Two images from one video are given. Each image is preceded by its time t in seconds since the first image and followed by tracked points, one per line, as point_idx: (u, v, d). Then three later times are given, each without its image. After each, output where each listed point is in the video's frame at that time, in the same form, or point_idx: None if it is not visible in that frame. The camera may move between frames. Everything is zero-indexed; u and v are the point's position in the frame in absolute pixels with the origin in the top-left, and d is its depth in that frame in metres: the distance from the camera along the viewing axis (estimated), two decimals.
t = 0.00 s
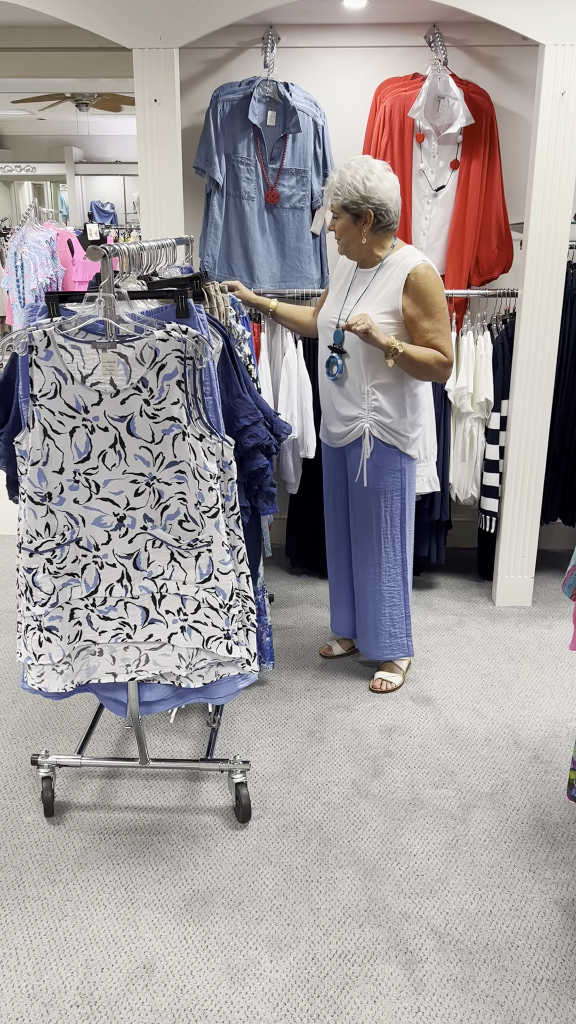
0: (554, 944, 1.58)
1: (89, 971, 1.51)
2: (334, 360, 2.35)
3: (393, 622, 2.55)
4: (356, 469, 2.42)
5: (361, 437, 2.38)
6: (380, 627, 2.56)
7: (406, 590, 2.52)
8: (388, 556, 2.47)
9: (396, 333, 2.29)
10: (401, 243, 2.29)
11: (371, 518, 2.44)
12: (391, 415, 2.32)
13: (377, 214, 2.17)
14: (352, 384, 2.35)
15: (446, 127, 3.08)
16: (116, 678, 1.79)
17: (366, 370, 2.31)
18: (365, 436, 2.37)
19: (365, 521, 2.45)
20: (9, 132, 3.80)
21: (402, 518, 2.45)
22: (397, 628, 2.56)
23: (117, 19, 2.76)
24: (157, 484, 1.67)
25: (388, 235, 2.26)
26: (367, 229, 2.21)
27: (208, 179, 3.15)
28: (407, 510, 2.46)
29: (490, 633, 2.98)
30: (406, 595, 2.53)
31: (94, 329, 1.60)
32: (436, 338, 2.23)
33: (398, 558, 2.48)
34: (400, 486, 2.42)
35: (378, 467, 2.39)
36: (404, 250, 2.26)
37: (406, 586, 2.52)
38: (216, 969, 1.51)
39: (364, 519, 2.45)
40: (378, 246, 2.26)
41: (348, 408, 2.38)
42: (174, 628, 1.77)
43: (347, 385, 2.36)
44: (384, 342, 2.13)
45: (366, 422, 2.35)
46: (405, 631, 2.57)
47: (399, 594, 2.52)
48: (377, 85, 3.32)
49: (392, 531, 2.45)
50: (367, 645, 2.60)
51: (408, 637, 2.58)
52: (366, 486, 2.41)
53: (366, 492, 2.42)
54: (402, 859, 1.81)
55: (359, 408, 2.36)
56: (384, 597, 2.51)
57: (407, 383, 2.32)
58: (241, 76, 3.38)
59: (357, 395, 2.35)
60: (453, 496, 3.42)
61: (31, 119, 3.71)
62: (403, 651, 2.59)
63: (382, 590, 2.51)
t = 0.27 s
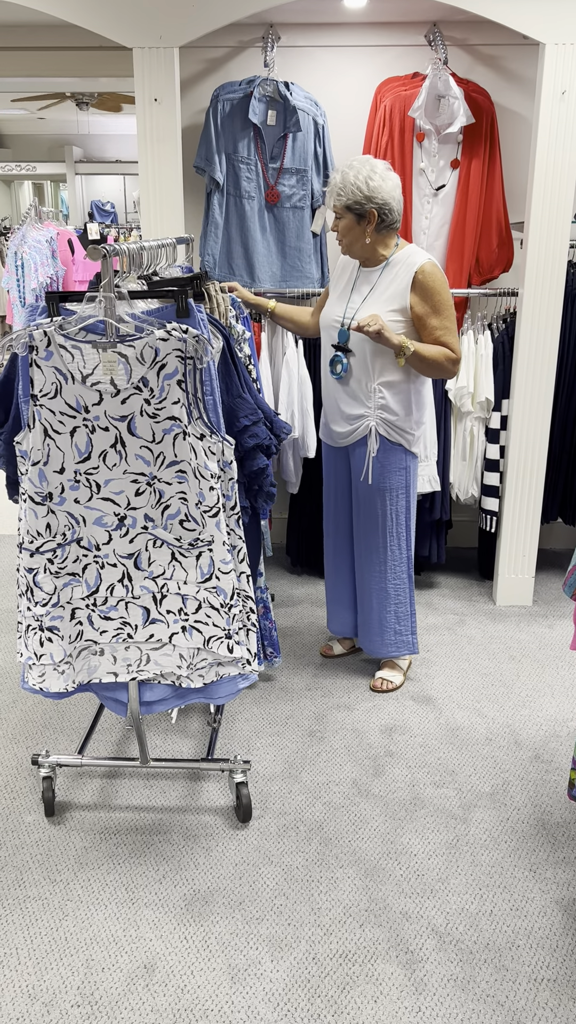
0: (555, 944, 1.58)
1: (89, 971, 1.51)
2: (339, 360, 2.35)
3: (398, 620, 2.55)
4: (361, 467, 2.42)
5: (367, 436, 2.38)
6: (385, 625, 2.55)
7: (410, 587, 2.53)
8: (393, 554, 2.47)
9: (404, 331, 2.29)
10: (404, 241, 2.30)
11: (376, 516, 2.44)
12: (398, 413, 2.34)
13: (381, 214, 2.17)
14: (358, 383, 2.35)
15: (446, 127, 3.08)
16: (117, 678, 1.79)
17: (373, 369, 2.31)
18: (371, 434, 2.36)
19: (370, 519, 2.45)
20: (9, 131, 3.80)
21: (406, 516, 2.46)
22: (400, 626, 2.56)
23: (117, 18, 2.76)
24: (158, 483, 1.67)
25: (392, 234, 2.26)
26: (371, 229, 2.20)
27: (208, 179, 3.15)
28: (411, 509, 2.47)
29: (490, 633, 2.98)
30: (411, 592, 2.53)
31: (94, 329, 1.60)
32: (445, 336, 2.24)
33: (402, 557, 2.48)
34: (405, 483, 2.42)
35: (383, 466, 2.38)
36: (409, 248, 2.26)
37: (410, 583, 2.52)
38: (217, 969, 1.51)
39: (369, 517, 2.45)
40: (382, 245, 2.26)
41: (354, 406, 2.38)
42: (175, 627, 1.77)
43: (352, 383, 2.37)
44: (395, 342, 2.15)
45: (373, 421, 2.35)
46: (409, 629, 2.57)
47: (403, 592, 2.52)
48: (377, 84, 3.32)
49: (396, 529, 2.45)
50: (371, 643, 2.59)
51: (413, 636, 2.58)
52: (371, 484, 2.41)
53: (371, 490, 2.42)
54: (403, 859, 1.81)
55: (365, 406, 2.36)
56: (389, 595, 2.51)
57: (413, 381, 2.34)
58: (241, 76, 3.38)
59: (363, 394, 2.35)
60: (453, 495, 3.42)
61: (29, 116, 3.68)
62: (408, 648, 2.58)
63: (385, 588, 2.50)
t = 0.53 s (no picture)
0: (555, 944, 1.57)
1: (90, 971, 1.51)
2: (345, 359, 2.34)
3: (401, 619, 2.55)
4: (365, 466, 2.41)
5: (372, 435, 2.38)
6: (389, 624, 2.55)
7: (414, 585, 2.53)
8: (397, 552, 2.47)
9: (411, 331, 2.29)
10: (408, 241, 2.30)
11: (380, 515, 2.43)
12: (403, 410, 2.34)
13: (385, 213, 2.17)
14: (363, 382, 2.34)
15: (447, 126, 3.08)
16: (116, 678, 1.79)
17: (380, 367, 2.31)
18: (376, 433, 2.36)
19: (374, 518, 2.44)
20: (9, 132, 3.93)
21: (410, 514, 2.46)
22: (403, 624, 2.55)
23: (117, 17, 2.75)
24: (158, 484, 1.66)
25: (395, 234, 2.26)
26: (376, 229, 2.20)
27: (208, 178, 3.14)
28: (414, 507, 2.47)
29: (491, 633, 2.98)
30: (414, 590, 2.53)
31: (93, 328, 1.60)
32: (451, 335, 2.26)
33: (407, 555, 2.48)
34: (409, 482, 2.43)
35: (387, 465, 2.38)
36: (413, 248, 2.27)
37: (414, 581, 2.53)
38: (218, 970, 1.51)
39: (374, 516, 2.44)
40: (386, 245, 2.26)
41: (359, 406, 2.37)
42: (174, 628, 1.76)
43: (357, 381, 2.35)
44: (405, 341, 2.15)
45: (378, 420, 2.35)
46: (413, 626, 2.57)
47: (407, 590, 2.52)
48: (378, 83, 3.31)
49: (401, 527, 2.45)
50: (373, 642, 2.59)
51: (416, 634, 2.58)
52: (375, 482, 2.41)
53: (376, 488, 2.41)
54: (403, 859, 1.80)
55: (370, 405, 2.35)
56: (392, 594, 2.51)
57: (418, 380, 2.34)
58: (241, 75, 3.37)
59: (369, 392, 2.35)
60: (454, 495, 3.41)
61: (31, 116, 3.81)
62: (411, 646, 2.58)
63: (387, 587, 2.50)
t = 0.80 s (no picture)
0: (555, 944, 1.57)
1: (89, 971, 1.51)
2: (344, 357, 2.33)
3: (403, 618, 2.55)
4: (365, 464, 2.41)
5: (371, 433, 2.37)
6: (391, 623, 2.55)
7: (415, 584, 2.53)
8: (398, 551, 2.47)
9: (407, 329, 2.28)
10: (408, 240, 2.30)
11: (380, 513, 2.43)
12: (401, 409, 2.34)
13: (387, 212, 2.17)
14: (361, 380, 2.34)
15: (447, 125, 3.07)
16: (115, 679, 1.79)
17: (378, 363, 2.30)
18: (376, 431, 2.36)
19: (374, 516, 2.44)
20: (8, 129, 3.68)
21: (409, 513, 2.46)
22: (404, 623, 2.55)
23: (117, 16, 2.75)
24: (156, 483, 1.66)
25: (395, 233, 2.26)
26: (378, 227, 2.20)
27: (208, 178, 3.14)
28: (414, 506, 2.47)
29: (491, 632, 2.98)
30: (415, 588, 2.53)
31: (92, 328, 1.60)
32: (446, 335, 2.24)
33: (407, 554, 2.48)
34: (408, 480, 2.42)
35: (386, 464, 2.38)
36: (413, 246, 2.26)
37: (415, 579, 2.53)
38: (217, 970, 1.51)
39: (373, 514, 2.44)
40: (387, 244, 2.26)
41: (358, 403, 2.37)
42: (173, 628, 1.76)
43: (356, 379, 2.35)
44: (394, 332, 2.14)
45: (377, 417, 2.35)
46: (415, 624, 2.57)
47: (408, 589, 2.52)
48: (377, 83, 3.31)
49: (400, 526, 2.45)
50: (373, 641, 2.59)
51: (417, 631, 2.58)
52: (375, 481, 2.41)
53: (375, 486, 2.41)
54: (403, 859, 1.80)
55: (370, 403, 2.35)
56: (394, 593, 2.51)
57: (417, 379, 2.34)
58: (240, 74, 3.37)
59: (368, 391, 2.35)
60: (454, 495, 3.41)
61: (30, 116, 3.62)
62: (413, 644, 2.58)
63: (388, 585, 2.50)
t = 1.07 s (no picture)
0: (553, 944, 1.57)
1: (87, 971, 1.51)
2: (342, 357, 2.34)
3: (398, 617, 2.55)
4: (364, 462, 2.41)
5: (370, 432, 2.37)
6: (386, 622, 2.55)
7: (411, 584, 2.53)
8: (395, 551, 2.47)
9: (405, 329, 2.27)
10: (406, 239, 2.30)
11: (378, 512, 2.43)
12: (400, 408, 2.33)
13: (383, 212, 2.17)
14: (360, 379, 2.34)
15: (445, 125, 3.07)
16: (114, 679, 1.79)
17: (376, 363, 2.30)
18: (375, 430, 2.36)
19: (372, 515, 2.44)
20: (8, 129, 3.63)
21: (408, 512, 2.46)
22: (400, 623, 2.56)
23: (115, 15, 2.75)
24: (155, 483, 1.66)
25: (393, 233, 2.26)
26: (374, 227, 2.20)
27: (206, 177, 3.14)
28: (412, 506, 2.46)
29: (489, 632, 2.98)
30: (410, 588, 2.54)
31: (90, 327, 1.60)
32: (443, 335, 2.24)
33: (404, 553, 2.48)
34: (407, 479, 2.42)
35: (385, 463, 2.38)
36: (411, 246, 2.26)
37: (411, 579, 2.53)
38: (214, 969, 1.50)
39: (372, 513, 2.44)
40: (385, 244, 2.26)
41: (357, 402, 2.37)
42: (172, 627, 1.76)
43: (354, 378, 2.35)
44: (392, 331, 2.13)
45: (375, 415, 2.35)
46: (409, 623, 2.57)
47: (405, 588, 2.52)
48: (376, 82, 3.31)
49: (399, 525, 2.44)
50: (372, 640, 2.59)
51: (412, 630, 2.58)
52: (373, 480, 2.40)
53: (374, 485, 2.41)
54: (401, 859, 1.80)
55: (368, 402, 2.35)
56: (390, 592, 2.51)
57: (415, 379, 2.34)
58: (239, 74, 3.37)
59: (367, 390, 2.35)
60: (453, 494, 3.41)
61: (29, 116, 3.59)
62: (409, 643, 2.58)
63: (385, 585, 2.50)
